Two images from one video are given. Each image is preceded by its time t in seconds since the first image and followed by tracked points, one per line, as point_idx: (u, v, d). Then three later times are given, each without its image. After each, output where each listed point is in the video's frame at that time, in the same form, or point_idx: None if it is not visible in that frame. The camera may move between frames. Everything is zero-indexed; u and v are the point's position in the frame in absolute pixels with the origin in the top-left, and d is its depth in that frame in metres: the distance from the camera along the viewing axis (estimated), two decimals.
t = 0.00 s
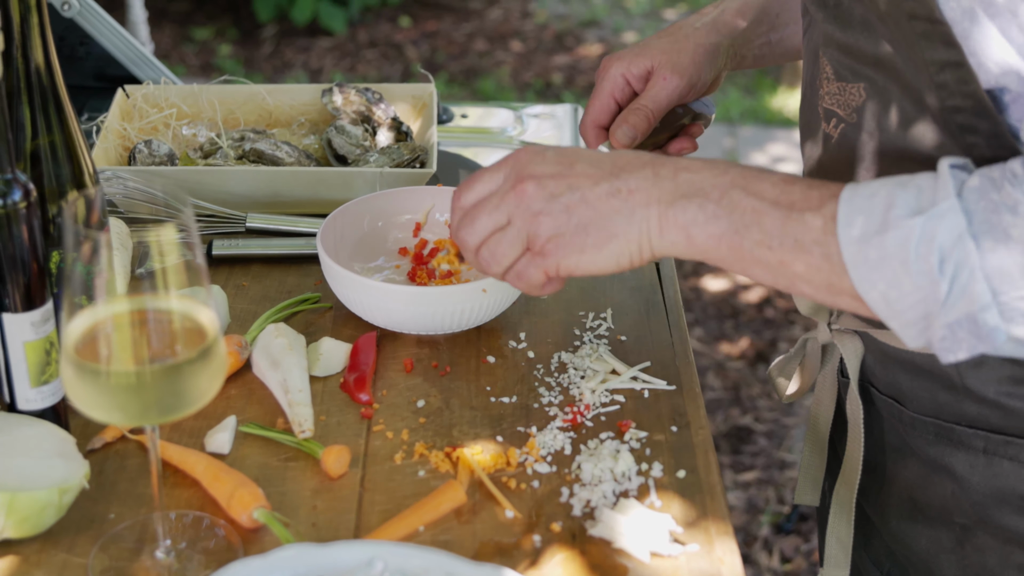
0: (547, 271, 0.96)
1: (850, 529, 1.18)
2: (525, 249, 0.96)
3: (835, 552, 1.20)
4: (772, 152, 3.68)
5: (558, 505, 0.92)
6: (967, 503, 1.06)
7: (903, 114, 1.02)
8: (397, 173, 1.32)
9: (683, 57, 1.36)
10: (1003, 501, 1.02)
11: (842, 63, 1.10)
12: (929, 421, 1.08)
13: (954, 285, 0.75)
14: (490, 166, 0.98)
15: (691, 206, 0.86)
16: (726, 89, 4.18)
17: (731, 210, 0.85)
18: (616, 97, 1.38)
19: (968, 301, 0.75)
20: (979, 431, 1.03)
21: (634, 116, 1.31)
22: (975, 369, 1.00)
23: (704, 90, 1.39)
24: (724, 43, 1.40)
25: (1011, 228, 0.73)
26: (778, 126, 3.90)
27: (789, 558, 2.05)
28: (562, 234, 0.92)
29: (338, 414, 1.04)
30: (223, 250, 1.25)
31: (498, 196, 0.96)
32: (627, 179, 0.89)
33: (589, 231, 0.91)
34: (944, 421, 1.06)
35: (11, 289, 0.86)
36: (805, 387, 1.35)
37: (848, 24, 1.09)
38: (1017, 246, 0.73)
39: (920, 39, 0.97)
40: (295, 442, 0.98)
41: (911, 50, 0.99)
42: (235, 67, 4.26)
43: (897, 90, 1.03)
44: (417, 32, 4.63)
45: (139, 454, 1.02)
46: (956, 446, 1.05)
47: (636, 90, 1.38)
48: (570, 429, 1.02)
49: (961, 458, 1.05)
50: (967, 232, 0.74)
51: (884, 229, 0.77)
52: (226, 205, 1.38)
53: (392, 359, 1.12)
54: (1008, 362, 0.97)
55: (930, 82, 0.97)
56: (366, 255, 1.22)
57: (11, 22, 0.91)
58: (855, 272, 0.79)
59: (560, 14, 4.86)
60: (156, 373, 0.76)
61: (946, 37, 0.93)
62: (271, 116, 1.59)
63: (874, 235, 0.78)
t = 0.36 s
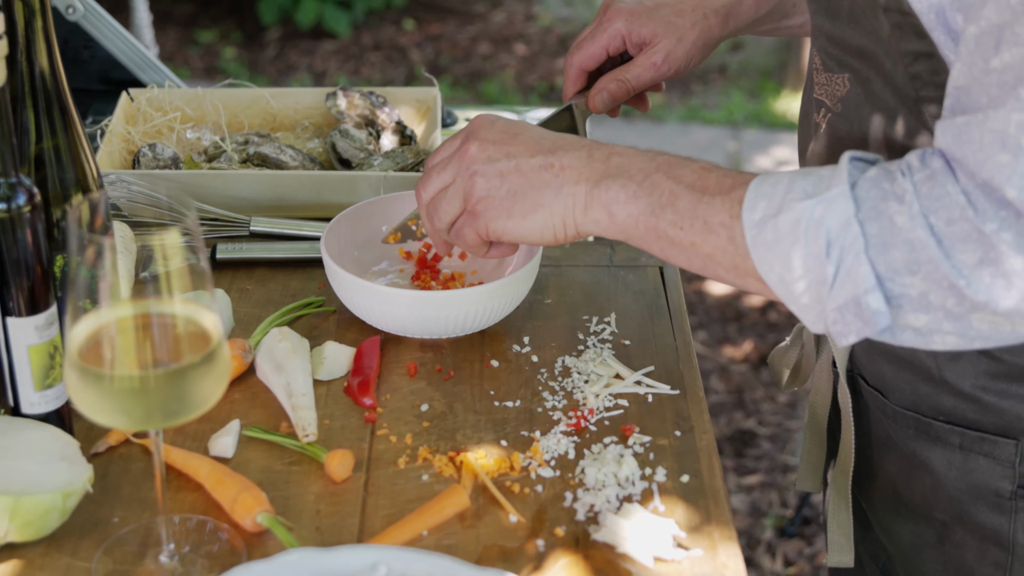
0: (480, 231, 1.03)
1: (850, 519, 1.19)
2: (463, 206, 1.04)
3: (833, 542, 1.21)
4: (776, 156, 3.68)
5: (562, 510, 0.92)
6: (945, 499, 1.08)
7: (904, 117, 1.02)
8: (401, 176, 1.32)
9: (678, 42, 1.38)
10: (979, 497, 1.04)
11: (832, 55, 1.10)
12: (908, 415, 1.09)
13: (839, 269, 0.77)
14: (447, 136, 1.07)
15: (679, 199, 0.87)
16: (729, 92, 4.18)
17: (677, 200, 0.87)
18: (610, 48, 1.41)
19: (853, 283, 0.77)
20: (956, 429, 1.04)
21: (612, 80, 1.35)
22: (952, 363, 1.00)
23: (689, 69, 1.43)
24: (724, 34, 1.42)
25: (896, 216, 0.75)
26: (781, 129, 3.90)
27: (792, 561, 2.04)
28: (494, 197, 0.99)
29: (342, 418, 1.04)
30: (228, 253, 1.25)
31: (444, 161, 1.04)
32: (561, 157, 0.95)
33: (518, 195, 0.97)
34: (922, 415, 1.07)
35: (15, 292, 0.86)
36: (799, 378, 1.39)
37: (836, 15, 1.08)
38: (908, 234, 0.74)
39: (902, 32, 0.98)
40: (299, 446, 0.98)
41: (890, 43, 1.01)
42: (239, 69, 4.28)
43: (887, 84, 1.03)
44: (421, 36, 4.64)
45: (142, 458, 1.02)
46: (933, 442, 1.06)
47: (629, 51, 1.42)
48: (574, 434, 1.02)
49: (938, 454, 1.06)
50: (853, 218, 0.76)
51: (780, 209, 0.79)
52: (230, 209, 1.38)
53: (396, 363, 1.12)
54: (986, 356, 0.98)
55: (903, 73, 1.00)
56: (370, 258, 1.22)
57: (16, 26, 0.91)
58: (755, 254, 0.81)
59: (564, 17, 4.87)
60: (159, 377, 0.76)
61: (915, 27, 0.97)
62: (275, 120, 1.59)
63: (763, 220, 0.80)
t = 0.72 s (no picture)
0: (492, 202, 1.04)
1: (829, 515, 1.20)
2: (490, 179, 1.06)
3: (812, 538, 1.22)
4: (779, 158, 3.68)
5: (562, 513, 0.92)
6: (936, 495, 1.08)
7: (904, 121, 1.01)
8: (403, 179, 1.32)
9: (665, 3, 1.41)
10: (971, 493, 1.04)
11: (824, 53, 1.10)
12: (900, 412, 1.09)
13: (817, 257, 0.76)
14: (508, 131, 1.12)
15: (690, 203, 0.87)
16: (731, 95, 4.18)
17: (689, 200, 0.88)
18: (607, 41, 1.46)
19: (828, 274, 0.75)
20: (947, 425, 1.04)
21: (616, 57, 1.36)
22: (944, 360, 1.00)
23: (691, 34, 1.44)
24: None
25: (872, 206, 0.74)
26: (784, 132, 3.90)
27: (793, 564, 2.04)
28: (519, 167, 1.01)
29: (342, 421, 1.04)
30: (229, 256, 1.25)
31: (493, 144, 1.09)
32: (593, 162, 0.99)
33: (545, 170, 0.99)
34: (915, 411, 1.07)
35: (16, 295, 0.86)
36: (796, 376, 1.40)
37: (829, 12, 1.08)
38: (880, 225, 0.73)
39: (896, 31, 0.97)
40: (299, 449, 0.98)
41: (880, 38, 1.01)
42: (243, 72, 4.28)
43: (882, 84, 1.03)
44: (424, 38, 4.64)
45: (143, 460, 1.02)
46: (925, 438, 1.07)
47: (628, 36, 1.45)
48: (575, 436, 1.02)
49: (929, 450, 1.07)
50: (832, 207, 0.75)
51: (764, 201, 0.79)
52: (232, 211, 1.38)
53: (397, 365, 1.12)
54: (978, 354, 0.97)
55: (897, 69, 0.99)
56: (371, 261, 1.22)
57: (17, 28, 0.91)
58: (741, 248, 0.81)
59: (567, 20, 4.87)
60: (159, 380, 0.76)
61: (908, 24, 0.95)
62: (277, 122, 1.59)
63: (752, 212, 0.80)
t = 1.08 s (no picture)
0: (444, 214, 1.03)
1: (827, 516, 1.20)
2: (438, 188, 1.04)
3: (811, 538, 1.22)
4: (779, 162, 3.69)
5: (561, 514, 0.92)
6: (931, 496, 1.09)
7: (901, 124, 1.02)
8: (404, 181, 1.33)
9: None
10: (966, 494, 1.05)
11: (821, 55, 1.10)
12: (895, 414, 1.09)
13: (800, 264, 0.76)
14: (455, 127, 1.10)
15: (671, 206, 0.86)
16: (732, 98, 4.19)
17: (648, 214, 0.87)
18: (636, 10, 1.49)
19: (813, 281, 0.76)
20: (942, 427, 1.04)
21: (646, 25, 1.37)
22: (939, 362, 1.00)
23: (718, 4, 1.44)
24: None
25: (855, 211, 0.74)
26: (784, 136, 3.91)
27: (793, 566, 2.04)
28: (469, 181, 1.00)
29: (343, 422, 1.04)
30: (230, 258, 1.25)
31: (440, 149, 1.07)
32: (545, 168, 0.96)
33: (495, 184, 0.98)
34: (910, 413, 1.07)
35: (18, 297, 0.86)
36: (794, 375, 1.38)
37: (823, 14, 1.08)
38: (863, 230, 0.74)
39: (892, 31, 0.97)
40: (299, 450, 0.98)
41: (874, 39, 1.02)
42: (245, 75, 4.29)
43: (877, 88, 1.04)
44: (425, 42, 4.65)
45: (144, 461, 1.02)
46: (919, 440, 1.07)
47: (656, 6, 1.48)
48: (574, 438, 1.02)
49: (924, 451, 1.07)
50: (814, 213, 0.75)
51: (740, 209, 0.79)
52: (233, 213, 1.38)
53: (397, 367, 1.13)
54: (973, 355, 0.97)
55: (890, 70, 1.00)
56: (371, 263, 1.23)
57: (21, 30, 0.92)
58: (720, 257, 0.81)
59: (568, 24, 4.88)
60: (160, 381, 0.77)
61: (903, 25, 0.96)
62: (279, 125, 1.59)
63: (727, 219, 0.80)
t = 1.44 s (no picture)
0: (427, 283, 1.01)
1: (838, 522, 1.22)
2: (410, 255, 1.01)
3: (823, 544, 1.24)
4: (779, 163, 3.70)
5: (561, 514, 0.93)
6: (937, 504, 1.09)
7: (899, 123, 1.03)
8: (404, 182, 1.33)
9: (733, 46, 1.41)
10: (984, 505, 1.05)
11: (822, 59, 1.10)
12: (900, 421, 1.09)
13: (831, 289, 0.76)
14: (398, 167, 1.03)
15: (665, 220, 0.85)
16: (732, 99, 4.19)
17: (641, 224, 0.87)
18: (662, 66, 1.47)
19: (844, 310, 0.76)
20: (947, 435, 1.04)
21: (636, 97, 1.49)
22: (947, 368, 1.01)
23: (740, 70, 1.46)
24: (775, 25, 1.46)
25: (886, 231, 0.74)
26: (784, 137, 3.92)
27: (792, 566, 2.04)
28: (444, 252, 0.97)
29: (343, 422, 1.04)
30: (231, 258, 1.26)
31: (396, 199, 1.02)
32: (509, 207, 0.93)
33: (471, 248, 0.95)
34: (915, 420, 1.07)
35: (19, 297, 0.87)
36: (795, 384, 1.37)
37: (826, 18, 1.08)
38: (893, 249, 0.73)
39: (893, 33, 0.99)
40: (299, 450, 0.99)
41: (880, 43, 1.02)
42: (245, 76, 4.29)
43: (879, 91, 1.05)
44: (426, 43, 4.66)
45: (145, 461, 1.02)
46: (924, 447, 1.07)
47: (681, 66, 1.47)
48: (573, 439, 1.03)
49: (929, 458, 1.07)
50: (843, 234, 0.75)
51: (762, 233, 0.79)
52: (234, 214, 1.38)
53: (397, 367, 1.13)
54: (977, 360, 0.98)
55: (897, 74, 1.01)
56: (372, 264, 1.23)
57: (22, 31, 0.92)
58: (737, 280, 0.80)
59: (567, 25, 4.88)
60: (161, 381, 0.77)
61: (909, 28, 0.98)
62: (279, 126, 1.59)
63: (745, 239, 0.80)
